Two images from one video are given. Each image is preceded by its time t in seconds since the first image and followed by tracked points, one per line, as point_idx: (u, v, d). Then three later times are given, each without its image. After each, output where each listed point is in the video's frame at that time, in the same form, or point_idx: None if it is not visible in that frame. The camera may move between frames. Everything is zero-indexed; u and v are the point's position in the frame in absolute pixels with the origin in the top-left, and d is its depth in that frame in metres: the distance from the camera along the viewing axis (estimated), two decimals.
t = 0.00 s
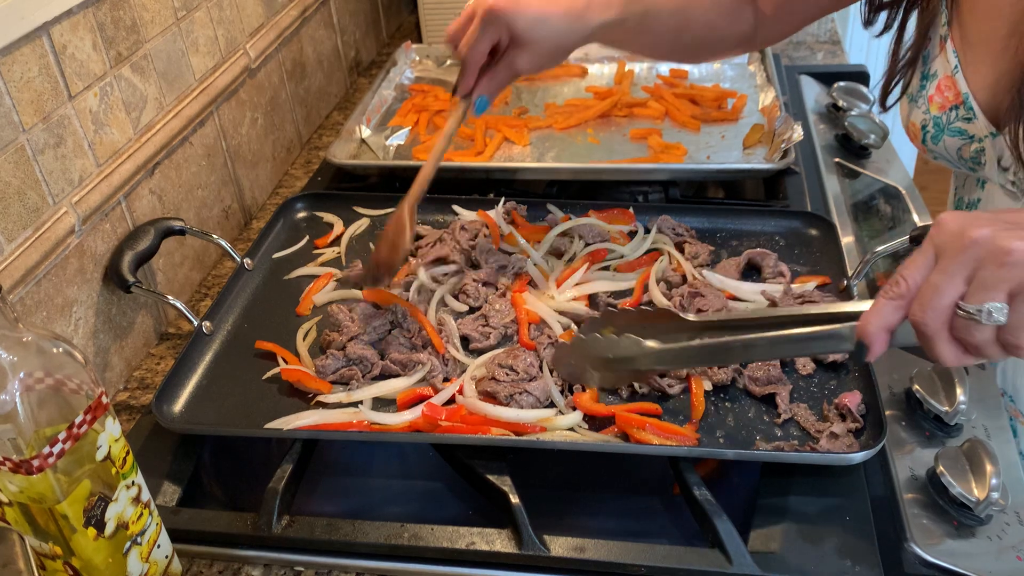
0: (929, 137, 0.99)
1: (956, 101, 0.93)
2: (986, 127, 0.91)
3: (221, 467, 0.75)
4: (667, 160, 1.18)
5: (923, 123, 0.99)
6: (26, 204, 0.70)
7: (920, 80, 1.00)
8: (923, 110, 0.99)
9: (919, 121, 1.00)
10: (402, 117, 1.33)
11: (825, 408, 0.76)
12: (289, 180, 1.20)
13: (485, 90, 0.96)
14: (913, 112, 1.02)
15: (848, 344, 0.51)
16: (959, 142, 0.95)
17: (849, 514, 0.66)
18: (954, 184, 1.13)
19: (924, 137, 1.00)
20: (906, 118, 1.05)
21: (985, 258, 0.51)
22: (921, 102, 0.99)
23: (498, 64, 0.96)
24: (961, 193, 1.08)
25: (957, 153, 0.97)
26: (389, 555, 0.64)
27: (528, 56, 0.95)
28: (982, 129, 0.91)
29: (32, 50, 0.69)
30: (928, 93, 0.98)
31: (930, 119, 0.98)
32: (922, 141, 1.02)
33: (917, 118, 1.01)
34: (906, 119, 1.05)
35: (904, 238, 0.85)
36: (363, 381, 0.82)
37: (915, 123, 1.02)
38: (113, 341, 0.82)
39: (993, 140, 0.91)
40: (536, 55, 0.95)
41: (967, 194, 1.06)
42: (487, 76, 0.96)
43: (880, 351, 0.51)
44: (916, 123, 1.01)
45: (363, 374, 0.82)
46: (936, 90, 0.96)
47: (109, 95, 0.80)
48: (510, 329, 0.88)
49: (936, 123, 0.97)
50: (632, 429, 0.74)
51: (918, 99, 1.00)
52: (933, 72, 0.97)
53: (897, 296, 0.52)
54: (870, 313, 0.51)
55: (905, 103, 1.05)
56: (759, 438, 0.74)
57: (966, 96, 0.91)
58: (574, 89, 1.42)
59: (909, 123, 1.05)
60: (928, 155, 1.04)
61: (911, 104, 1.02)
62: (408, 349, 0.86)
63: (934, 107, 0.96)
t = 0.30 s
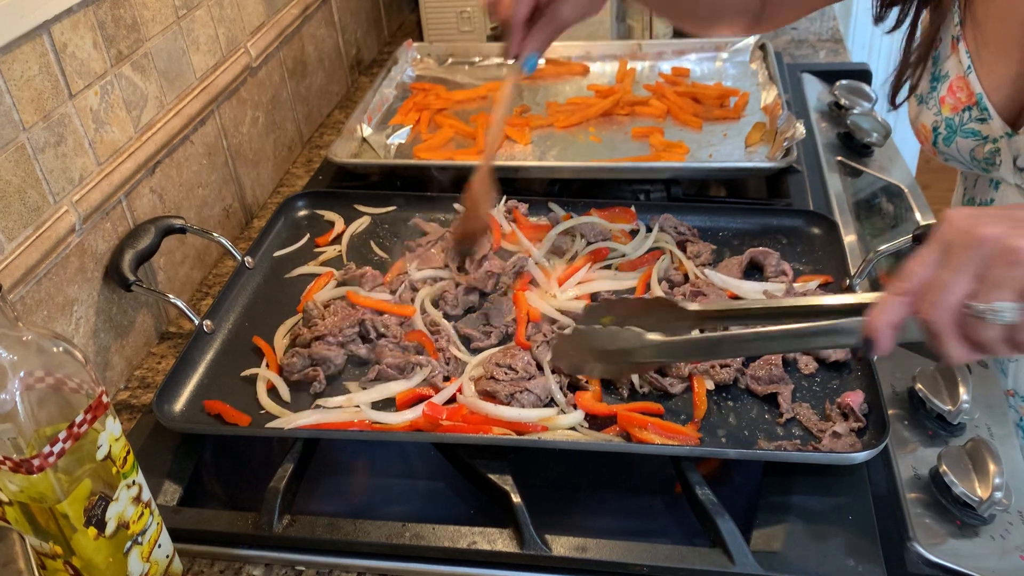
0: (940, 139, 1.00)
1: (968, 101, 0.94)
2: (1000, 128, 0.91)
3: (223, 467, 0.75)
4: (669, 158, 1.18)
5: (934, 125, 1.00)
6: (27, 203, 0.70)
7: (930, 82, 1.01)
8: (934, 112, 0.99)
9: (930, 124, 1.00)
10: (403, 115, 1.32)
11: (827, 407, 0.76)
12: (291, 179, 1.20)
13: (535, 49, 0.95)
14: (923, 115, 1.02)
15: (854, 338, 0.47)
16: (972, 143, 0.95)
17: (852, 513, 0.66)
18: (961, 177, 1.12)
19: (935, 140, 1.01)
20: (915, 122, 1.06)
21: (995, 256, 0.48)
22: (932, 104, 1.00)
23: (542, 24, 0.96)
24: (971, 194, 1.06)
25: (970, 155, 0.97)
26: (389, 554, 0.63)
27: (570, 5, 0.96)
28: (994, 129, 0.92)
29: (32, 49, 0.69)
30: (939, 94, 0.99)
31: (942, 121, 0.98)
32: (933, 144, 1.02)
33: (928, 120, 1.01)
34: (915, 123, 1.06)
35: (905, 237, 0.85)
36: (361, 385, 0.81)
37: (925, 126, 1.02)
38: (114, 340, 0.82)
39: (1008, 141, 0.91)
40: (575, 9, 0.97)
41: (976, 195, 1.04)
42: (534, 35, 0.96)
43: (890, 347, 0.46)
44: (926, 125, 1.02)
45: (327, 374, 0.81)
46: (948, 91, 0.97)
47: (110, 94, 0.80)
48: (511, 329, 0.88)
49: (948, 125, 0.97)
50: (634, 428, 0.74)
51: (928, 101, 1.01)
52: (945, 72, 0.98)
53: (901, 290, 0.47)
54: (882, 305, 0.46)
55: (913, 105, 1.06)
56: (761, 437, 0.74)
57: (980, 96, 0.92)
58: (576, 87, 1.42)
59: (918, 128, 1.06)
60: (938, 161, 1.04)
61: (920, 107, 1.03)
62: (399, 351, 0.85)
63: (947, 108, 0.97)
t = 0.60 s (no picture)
0: (951, 118, 1.07)
1: (979, 82, 1.01)
2: (1008, 109, 0.98)
3: (225, 465, 0.75)
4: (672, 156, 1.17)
5: (946, 104, 1.07)
6: (30, 201, 0.70)
7: (944, 62, 1.07)
8: (947, 91, 1.06)
9: (942, 103, 1.07)
10: (406, 113, 1.32)
11: (830, 406, 0.75)
12: (293, 177, 1.20)
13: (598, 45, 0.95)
14: (935, 93, 1.09)
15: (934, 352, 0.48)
16: (981, 123, 1.02)
17: (855, 513, 0.66)
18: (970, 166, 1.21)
19: (947, 118, 1.08)
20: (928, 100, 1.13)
21: None
22: (945, 83, 1.07)
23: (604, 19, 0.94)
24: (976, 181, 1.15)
25: (978, 134, 1.04)
26: (392, 552, 0.63)
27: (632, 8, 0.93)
28: (1001, 111, 0.98)
29: (35, 46, 0.69)
30: (952, 74, 1.05)
31: (954, 100, 1.05)
32: (944, 123, 1.09)
33: (939, 99, 1.08)
34: (928, 103, 1.13)
35: (909, 236, 0.85)
36: (363, 384, 0.81)
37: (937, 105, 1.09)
38: (116, 338, 0.82)
39: (1014, 122, 0.97)
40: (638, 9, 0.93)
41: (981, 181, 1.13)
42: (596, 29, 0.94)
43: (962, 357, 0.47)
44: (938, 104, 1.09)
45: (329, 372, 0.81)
46: (961, 72, 1.03)
47: (113, 91, 0.80)
48: (513, 328, 0.88)
49: (959, 104, 1.04)
50: (637, 427, 0.73)
51: (941, 81, 1.08)
52: (957, 54, 1.05)
53: (976, 298, 0.50)
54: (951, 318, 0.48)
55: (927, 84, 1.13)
56: (764, 436, 0.73)
57: (990, 77, 0.99)
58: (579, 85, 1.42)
59: (931, 107, 1.13)
60: (950, 139, 1.11)
61: (933, 86, 1.10)
62: (402, 350, 0.85)
63: (959, 88, 1.04)
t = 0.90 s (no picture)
0: (970, 107, 1.09)
1: (1002, 71, 1.02)
2: None
3: (228, 462, 0.75)
4: (677, 154, 1.17)
5: (965, 92, 1.08)
6: (34, 197, 0.70)
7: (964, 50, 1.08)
8: (967, 79, 1.08)
9: (962, 91, 1.09)
10: (410, 110, 1.32)
11: (836, 404, 0.75)
12: (297, 174, 1.20)
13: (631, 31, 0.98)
14: (955, 81, 1.11)
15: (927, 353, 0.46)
16: (1001, 112, 1.04)
17: (861, 512, 0.65)
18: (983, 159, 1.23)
19: (966, 106, 1.09)
20: (947, 87, 1.14)
21: None
22: (964, 71, 1.08)
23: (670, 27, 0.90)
24: (990, 175, 1.18)
25: (996, 124, 1.06)
26: (395, 549, 0.63)
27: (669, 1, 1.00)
28: None
29: (40, 42, 0.69)
30: (972, 63, 1.06)
31: (974, 88, 1.07)
32: (963, 111, 1.11)
33: (959, 87, 1.10)
34: (948, 90, 1.14)
35: (915, 234, 0.85)
36: (367, 381, 0.81)
37: (956, 92, 1.11)
38: (120, 334, 0.82)
39: None
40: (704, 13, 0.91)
41: (994, 175, 1.16)
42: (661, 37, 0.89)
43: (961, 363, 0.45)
44: (957, 91, 1.10)
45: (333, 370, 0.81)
46: (982, 60, 1.04)
47: (117, 87, 0.80)
48: (517, 326, 0.87)
49: (979, 92, 1.06)
50: (642, 425, 0.73)
51: (962, 69, 1.09)
52: (978, 42, 1.06)
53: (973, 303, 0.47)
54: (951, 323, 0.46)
55: (946, 71, 1.14)
56: (770, 435, 0.73)
57: (1015, 65, 0.99)
58: (583, 83, 1.41)
59: (950, 94, 1.14)
60: (967, 128, 1.13)
61: (953, 73, 1.11)
62: (407, 348, 0.84)
63: (979, 77, 1.05)
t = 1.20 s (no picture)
0: (987, 111, 1.04)
1: (1020, 72, 0.98)
2: None
3: (232, 461, 0.75)
4: (681, 153, 1.17)
5: (981, 97, 1.04)
6: (39, 196, 0.70)
7: (977, 53, 1.04)
8: (982, 83, 1.03)
9: (977, 95, 1.04)
10: (414, 109, 1.32)
11: (840, 405, 0.75)
12: (301, 173, 1.20)
13: (682, 35, 0.87)
14: (969, 86, 1.06)
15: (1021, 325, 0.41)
16: (1020, 116, 0.99)
17: (866, 512, 0.65)
18: (997, 163, 1.16)
19: (983, 111, 1.05)
20: (960, 93, 1.10)
21: None
22: (979, 75, 1.04)
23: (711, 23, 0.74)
24: (1007, 179, 1.10)
25: (1016, 128, 1.01)
26: (399, 549, 0.63)
27: None
28: None
29: (44, 41, 0.69)
30: (987, 66, 1.02)
31: (990, 93, 1.02)
32: (979, 115, 1.06)
33: (974, 91, 1.05)
34: (960, 95, 1.10)
35: (920, 234, 0.85)
36: (370, 380, 0.81)
37: (971, 97, 1.06)
38: (125, 333, 0.82)
39: None
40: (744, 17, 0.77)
41: (1012, 178, 1.08)
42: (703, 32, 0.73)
43: None
44: (972, 96, 1.06)
45: (337, 369, 0.81)
46: (998, 63, 1.00)
47: (121, 86, 0.80)
48: (521, 326, 0.87)
49: (997, 96, 1.01)
50: (646, 425, 0.73)
51: (975, 73, 1.04)
52: (994, 44, 1.01)
53: None
54: None
55: (959, 77, 1.10)
56: (774, 435, 0.73)
57: None
58: (587, 82, 1.41)
59: (964, 100, 1.10)
60: (983, 133, 1.08)
61: (967, 79, 1.07)
62: (412, 347, 0.84)
63: (995, 80, 1.01)
